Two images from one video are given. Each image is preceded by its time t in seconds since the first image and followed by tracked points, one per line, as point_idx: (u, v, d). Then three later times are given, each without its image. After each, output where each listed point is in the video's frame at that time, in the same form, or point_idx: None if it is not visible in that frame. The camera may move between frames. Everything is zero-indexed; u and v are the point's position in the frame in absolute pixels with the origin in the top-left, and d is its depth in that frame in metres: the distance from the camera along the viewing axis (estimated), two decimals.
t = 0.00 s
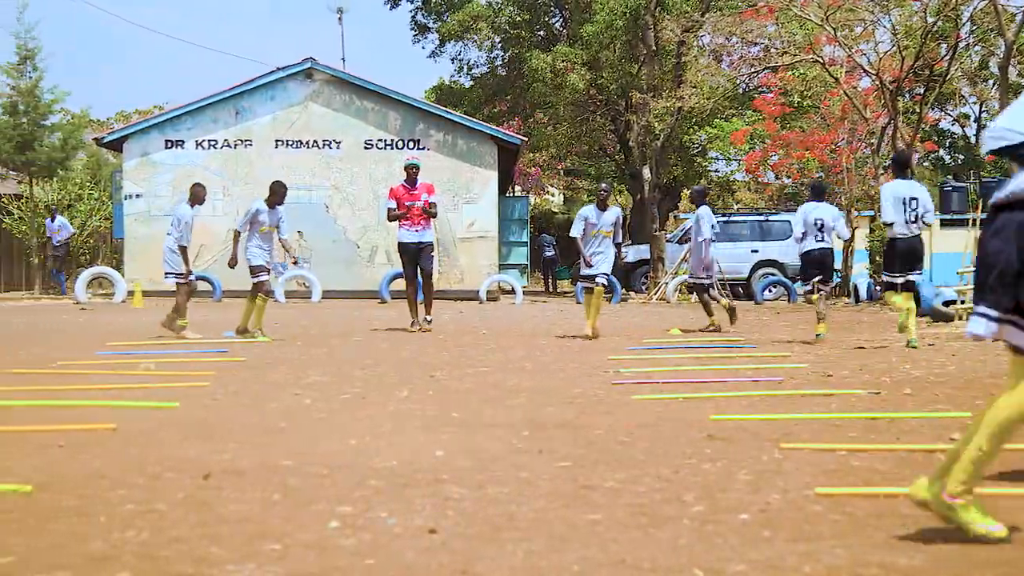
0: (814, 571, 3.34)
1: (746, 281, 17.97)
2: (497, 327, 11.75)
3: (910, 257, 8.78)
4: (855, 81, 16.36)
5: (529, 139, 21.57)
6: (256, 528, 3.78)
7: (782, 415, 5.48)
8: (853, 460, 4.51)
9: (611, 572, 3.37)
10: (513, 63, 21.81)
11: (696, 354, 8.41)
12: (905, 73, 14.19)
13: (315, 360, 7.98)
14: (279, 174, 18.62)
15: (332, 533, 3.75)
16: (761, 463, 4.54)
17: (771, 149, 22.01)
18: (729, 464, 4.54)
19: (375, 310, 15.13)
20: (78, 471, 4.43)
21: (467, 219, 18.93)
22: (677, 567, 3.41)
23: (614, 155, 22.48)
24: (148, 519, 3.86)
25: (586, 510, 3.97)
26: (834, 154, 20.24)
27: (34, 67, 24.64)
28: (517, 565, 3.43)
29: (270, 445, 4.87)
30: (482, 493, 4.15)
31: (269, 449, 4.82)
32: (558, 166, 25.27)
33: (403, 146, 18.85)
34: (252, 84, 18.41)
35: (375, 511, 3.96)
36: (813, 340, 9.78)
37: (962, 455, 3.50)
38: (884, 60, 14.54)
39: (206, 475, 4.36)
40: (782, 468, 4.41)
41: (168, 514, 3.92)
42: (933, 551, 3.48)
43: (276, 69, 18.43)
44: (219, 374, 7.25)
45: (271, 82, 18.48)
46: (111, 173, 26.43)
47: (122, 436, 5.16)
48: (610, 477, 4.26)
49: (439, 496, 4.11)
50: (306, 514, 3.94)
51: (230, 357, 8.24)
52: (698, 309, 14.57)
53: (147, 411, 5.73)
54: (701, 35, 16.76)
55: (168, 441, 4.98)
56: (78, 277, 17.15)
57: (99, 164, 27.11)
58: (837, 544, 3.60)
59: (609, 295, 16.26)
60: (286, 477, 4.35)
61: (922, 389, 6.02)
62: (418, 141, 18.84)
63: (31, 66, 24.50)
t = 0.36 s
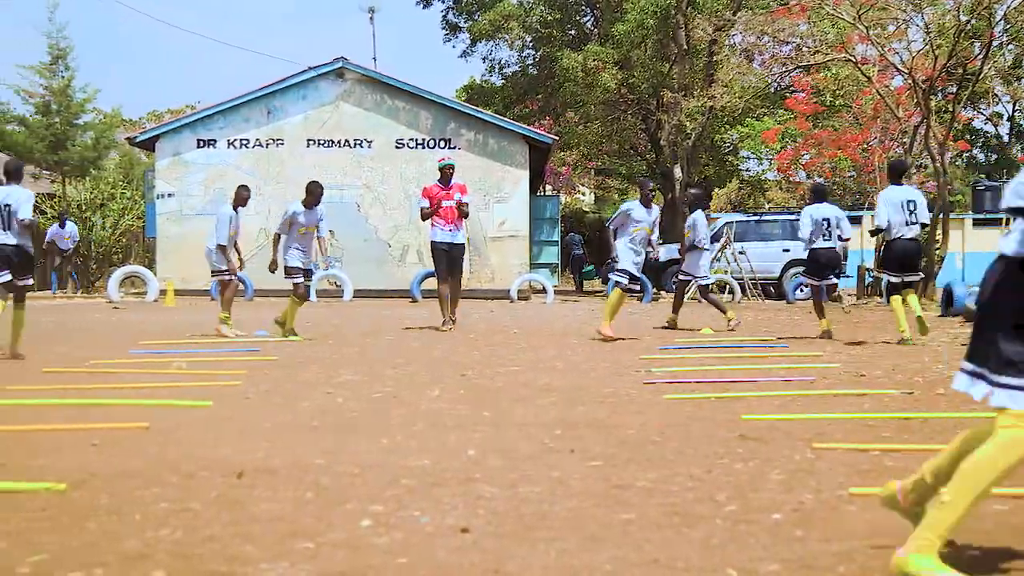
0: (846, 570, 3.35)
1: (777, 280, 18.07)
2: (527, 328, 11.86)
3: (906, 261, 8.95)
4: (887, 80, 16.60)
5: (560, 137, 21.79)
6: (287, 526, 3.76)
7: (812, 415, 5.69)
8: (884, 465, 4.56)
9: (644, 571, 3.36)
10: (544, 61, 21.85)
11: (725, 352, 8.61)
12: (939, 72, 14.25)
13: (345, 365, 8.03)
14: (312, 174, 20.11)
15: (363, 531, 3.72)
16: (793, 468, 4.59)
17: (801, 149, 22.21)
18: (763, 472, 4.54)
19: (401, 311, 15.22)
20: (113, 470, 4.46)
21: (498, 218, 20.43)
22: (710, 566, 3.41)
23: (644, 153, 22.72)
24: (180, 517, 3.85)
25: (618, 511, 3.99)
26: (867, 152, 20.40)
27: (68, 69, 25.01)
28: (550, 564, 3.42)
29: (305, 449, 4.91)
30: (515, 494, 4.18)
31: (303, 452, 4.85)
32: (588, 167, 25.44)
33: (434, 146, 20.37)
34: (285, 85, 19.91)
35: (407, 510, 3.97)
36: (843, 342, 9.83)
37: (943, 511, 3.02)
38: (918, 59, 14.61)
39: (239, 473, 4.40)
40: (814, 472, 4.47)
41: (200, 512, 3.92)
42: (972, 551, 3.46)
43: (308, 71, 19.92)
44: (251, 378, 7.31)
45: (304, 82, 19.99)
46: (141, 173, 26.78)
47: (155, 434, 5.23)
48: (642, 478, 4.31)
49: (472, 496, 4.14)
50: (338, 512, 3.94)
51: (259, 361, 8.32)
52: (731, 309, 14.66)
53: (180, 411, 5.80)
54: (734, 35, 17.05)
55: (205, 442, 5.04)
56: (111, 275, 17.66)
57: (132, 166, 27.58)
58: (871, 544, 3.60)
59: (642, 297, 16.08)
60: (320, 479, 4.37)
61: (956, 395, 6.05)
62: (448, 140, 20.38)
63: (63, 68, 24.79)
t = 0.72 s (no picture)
0: (882, 565, 3.36)
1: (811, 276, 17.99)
2: (560, 323, 11.91)
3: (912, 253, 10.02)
4: (921, 73, 16.50)
5: (592, 132, 21.77)
6: (323, 521, 3.79)
7: (848, 409, 5.66)
8: (921, 459, 4.56)
9: (679, 566, 3.38)
10: (576, 57, 21.88)
11: (756, 346, 8.58)
12: (974, 65, 14.12)
13: (378, 361, 8.10)
14: (344, 169, 20.24)
15: (398, 526, 3.74)
16: (826, 461, 4.61)
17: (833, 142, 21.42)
18: (798, 467, 4.54)
19: (434, 306, 15.32)
20: (149, 467, 4.52)
21: (531, 213, 20.52)
22: (745, 561, 3.42)
23: (677, 149, 22.72)
24: (216, 512, 3.88)
25: (653, 506, 4.02)
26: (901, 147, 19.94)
27: (102, 66, 25.24)
28: (586, 558, 3.44)
29: (341, 444, 4.97)
30: (550, 489, 4.23)
31: (339, 448, 4.90)
32: (621, 162, 25.45)
33: (467, 141, 20.43)
34: (317, 81, 20.02)
35: (443, 505, 4.01)
36: (880, 336, 9.79)
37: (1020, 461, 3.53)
38: (952, 52, 14.51)
39: (275, 468, 4.47)
40: (848, 467, 4.47)
41: (237, 507, 3.95)
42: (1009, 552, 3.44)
43: (341, 66, 20.01)
44: (286, 373, 7.39)
45: (337, 77, 20.08)
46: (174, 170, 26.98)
47: (190, 430, 5.31)
48: (675, 474, 4.36)
49: (507, 491, 4.19)
50: (375, 506, 3.99)
51: (293, 357, 8.42)
52: (765, 304, 14.66)
53: (216, 408, 5.89)
54: (767, 30, 17.04)
55: (241, 437, 5.12)
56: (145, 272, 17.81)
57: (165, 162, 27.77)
58: (907, 539, 3.60)
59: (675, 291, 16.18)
60: (356, 474, 4.42)
61: (992, 389, 6.03)
62: (481, 135, 20.44)
63: (97, 65, 25.10)
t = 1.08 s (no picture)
0: (916, 560, 3.36)
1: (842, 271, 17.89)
2: (590, 317, 11.94)
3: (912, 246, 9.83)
4: (954, 68, 16.28)
5: (623, 126, 21.69)
6: (355, 514, 3.83)
7: (879, 404, 5.64)
8: (953, 454, 4.55)
9: (712, 560, 3.40)
10: (607, 50, 21.88)
11: (785, 340, 8.56)
12: (1007, 58, 13.97)
13: (410, 355, 8.16)
14: (376, 163, 20.36)
15: (431, 520, 3.78)
16: (858, 456, 4.61)
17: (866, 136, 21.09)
18: (829, 461, 4.54)
19: (464, 301, 15.41)
20: (183, 460, 4.58)
21: (562, 207, 20.55)
22: (777, 556, 3.44)
23: (708, 143, 22.64)
24: (249, 506, 3.93)
25: (685, 500, 4.04)
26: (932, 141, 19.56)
27: (134, 60, 25.59)
28: (619, 552, 3.47)
29: (373, 438, 5.04)
30: (581, 483, 4.27)
31: (371, 442, 4.96)
32: (652, 156, 25.40)
33: (498, 135, 20.47)
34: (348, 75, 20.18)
35: (475, 498, 4.06)
36: (912, 330, 9.73)
37: None
38: (985, 45, 14.35)
39: (308, 462, 4.54)
40: (881, 462, 4.47)
41: (269, 501, 4.00)
42: None
43: (372, 60, 20.12)
44: (317, 367, 7.47)
45: (368, 71, 20.20)
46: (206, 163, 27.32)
47: (224, 424, 5.39)
48: (706, 468, 4.38)
49: (538, 485, 4.23)
50: (408, 499, 4.04)
51: (325, 350, 8.51)
52: (796, 299, 14.60)
53: (249, 402, 5.98)
54: (799, 24, 16.96)
55: (275, 431, 5.20)
56: (177, 266, 17.92)
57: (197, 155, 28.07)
58: (941, 534, 3.60)
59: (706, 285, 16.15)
60: (387, 468, 4.47)
61: None
62: (512, 129, 20.47)
63: (130, 60, 25.42)
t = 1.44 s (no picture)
0: (950, 555, 3.37)
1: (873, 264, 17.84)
2: (621, 312, 11.95)
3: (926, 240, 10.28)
4: (987, 61, 16.14)
5: (655, 121, 21.63)
6: (389, 508, 3.88)
7: (913, 398, 5.62)
8: (988, 450, 4.53)
9: (744, 555, 3.42)
10: (639, 45, 21.87)
11: (818, 335, 8.52)
12: None
13: (442, 350, 8.24)
14: (408, 159, 20.47)
15: (464, 514, 3.82)
16: (891, 451, 4.61)
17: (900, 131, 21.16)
18: (863, 456, 4.54)
19: (495, 295, 15.47)
20: (216, 455, 4.65)
21: (594, 202, 20.56)
22: (811, 550, 3.45)
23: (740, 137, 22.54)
24: (284, 499, 3.99)
25: (718, 496, 4.06)
26: (965, 134, 19.29)
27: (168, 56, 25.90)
28: (652, 547, 3.50)
29: (406, 433, 5.10)
30: (614, 478, 4.30)
31: (403, 436, 5.03)
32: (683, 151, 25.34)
33: (529, 130, 20.50)
34: (380, 70, 20.27)
35: (508, 493, 4.10)
36: (947, 324, 9.65)
37: None
38: (1018, 38, 14.24)
39: (341, 456, 4.60)
40: (915, 457, 4.46)
41: (302, 495, 4.05)
42: None
43: (403, 55, 20.20)
44: (350, 362, 7.56)
45: (400, 66, 20.29)
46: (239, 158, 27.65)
47: (258, 418, 5.48)
48: (738, 464, 4.39)
49: (571, 479, 4.27)
50: (442, 494, 4.09)
51: (357, 346, 8.60)
52: (829, 293, 14.52)
53: (283, 397, 6.06)
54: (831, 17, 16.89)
55: (308, 425, 5.28)
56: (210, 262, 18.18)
57: (230, 151, 28.43)
58: (976, 529, 3.60)
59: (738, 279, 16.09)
60: (420, 463, 4.53)
61: None
62: (544, 124, 20.49)
63: (163, 55, 25.67)
